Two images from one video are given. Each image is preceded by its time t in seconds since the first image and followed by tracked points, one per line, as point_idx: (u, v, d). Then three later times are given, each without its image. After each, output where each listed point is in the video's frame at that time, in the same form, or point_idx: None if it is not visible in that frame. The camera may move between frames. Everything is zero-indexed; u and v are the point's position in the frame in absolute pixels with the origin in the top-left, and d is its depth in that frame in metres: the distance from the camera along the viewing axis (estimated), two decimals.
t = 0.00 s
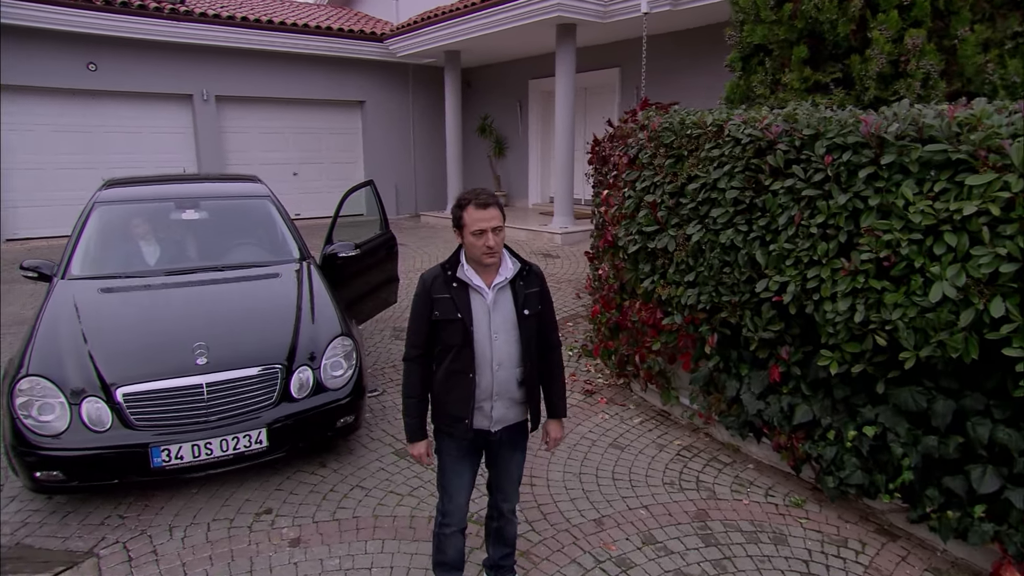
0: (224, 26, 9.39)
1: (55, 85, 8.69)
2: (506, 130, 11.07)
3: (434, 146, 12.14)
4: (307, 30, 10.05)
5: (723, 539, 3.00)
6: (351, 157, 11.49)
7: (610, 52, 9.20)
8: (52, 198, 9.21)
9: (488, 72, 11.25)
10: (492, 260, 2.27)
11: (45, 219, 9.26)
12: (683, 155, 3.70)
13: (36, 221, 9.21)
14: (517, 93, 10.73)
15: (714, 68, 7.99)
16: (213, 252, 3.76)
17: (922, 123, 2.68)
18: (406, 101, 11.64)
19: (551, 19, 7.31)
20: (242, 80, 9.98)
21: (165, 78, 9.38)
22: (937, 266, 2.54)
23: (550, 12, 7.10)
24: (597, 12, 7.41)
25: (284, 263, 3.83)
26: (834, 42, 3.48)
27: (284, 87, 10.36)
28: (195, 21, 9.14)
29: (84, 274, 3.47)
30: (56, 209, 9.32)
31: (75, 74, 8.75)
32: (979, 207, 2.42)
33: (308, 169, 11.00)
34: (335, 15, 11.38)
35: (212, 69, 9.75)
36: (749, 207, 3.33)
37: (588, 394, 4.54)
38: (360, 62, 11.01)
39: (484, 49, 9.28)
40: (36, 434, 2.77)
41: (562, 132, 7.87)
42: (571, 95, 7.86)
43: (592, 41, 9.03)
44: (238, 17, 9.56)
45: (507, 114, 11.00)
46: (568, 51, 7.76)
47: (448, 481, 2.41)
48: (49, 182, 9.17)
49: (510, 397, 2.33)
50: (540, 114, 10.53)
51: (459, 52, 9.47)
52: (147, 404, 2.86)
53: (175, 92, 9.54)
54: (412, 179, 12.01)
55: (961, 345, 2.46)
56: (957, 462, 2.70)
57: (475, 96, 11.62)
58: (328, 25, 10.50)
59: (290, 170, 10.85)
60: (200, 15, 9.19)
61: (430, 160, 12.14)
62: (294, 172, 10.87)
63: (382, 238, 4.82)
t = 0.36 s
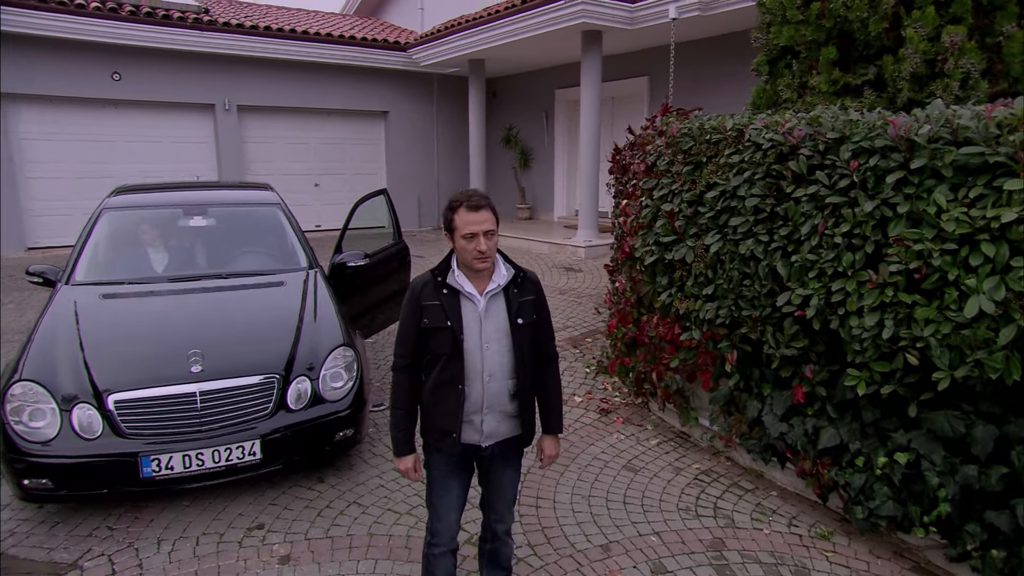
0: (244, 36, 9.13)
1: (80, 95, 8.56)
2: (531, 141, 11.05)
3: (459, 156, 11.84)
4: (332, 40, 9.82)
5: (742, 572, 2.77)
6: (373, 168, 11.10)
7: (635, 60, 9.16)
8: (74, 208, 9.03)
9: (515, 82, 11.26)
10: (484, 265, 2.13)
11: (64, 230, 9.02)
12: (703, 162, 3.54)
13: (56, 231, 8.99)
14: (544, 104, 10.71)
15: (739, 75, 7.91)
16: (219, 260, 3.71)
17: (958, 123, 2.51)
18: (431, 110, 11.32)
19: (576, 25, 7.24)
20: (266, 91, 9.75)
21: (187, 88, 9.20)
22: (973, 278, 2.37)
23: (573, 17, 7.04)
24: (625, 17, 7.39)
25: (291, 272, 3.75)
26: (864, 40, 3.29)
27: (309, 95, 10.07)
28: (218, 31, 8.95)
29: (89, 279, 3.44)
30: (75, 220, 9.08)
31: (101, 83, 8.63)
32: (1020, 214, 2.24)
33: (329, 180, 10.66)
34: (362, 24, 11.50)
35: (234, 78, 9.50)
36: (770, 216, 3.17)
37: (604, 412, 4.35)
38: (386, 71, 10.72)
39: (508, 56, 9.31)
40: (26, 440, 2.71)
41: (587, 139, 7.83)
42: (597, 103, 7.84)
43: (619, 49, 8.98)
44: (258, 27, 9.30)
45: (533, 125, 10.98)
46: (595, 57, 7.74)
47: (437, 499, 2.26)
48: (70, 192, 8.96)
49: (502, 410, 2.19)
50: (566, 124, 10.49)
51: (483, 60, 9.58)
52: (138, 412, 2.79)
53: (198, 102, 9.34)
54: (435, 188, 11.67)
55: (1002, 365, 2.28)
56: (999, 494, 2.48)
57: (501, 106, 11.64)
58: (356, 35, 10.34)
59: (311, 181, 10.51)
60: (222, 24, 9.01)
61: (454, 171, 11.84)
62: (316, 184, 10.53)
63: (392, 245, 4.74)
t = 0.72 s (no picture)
0: (268, 45, 9.05)
1: (104, 104, 8.54)
2: (559, 151, 10.98)
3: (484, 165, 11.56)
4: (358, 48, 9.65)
5: None
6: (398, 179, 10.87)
7: (664, 67, 9.07)
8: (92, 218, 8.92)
9: (543, 92, 11.20)
10: (480, 271, 2.00)
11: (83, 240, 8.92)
12: (728, 169, 3.37)
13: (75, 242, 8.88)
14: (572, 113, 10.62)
15: (770, 78, 7.78)
16: (228, 268, 3.67)
17: (1001, 122, 2.35)
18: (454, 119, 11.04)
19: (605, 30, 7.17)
20: (289, 101, 9.63)
21: (210, 97, 9.11)
22: (1018, 290, 2.19)
23: (602, 19, 6.99)
24: (655, 19, 7.25)
25: (300, 282, 3.68)
26: (901, 40, 3.12)
27: (331, 107, 9.94)
28: (243, 39, 8.89)
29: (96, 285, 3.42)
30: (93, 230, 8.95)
31: (123, 91, 8.59)
32: None
33: (353, 192, 10.49)
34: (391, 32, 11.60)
35: (258, 86, 9.41)
36: (798, 224, 2.98)
37: (623, 432, 4.15)
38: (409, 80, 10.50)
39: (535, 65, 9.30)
40: (20, 447, 2.66)
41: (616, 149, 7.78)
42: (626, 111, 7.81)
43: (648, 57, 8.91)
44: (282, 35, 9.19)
45: (561, 135, 10.91)
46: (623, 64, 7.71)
47: (430, 517, 2.12)
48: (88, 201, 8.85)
49: (498, 423, 2.05)
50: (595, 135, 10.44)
51: (509, 68, 9.65)
52: (135, 419, 2.72)
53: (221, 111, 9.24)
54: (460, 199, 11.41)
55: None
56: None
57: (530, 116, 11.60)
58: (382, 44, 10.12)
59: (334, 193, 10.34)
60: (246, 32, 8.92)
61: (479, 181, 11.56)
62: (338, 195, 10.35)
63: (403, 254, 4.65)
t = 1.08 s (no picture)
0: (294, 50, 9.12)
1: (125, 111, 8.62)
2: (592, 158, 10.86)
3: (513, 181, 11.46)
4: (385, 54, 9.70)
5: None
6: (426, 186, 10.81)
7: (699, 71, 8.92)
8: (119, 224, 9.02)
9: (576, 97, 11.11)
10: (481, 270, 1.90)
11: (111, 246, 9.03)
12: (757, 172, 3.21)
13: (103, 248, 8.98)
14: (606, 119, 10.50)
15: (809, 81, 7.59)
16: (241, 273, 3.64)
17: None
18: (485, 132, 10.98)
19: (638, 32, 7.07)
20: (315, 107, 9.63)
21: (237, 105, 9.19)
22: None
23: (633, 23, 6.92)
24: (692, 19, 7.12)
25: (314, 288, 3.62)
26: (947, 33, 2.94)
27: (358, 114, 9.94)
28: (270, 44, 8.98)
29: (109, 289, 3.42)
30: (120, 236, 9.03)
31: (150, 99, 8.69)
32: None
33: (378, 201, 10.42)
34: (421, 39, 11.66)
35: (286, 93, 9.45)
36: (830, 230, 2.81)
37: (647, 450, 3.96)
38: (437, 87, 10.45)
39: (567, 70, 9.26)
40: (24, 450, 2.64)
41: (649, 153, 7.65)
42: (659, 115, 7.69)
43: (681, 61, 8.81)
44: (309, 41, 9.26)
45: (593, 144, 10.81)
46: (657, 67, 7.59)
47: (429, 533, 1.99)
48: (113, 208, 8.92)
49: (498, 431, 1.93)
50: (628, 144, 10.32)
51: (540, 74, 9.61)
52: (138, 424, 2.67)
53: (248, 118, 9.30)
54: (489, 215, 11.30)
55: None
56: None
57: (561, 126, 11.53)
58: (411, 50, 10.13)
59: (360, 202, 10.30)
60: (273, 38, 9.02)
61: (509, 197, 11.45)
62: (365, 204, 10.31)
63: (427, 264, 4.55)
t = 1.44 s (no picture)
0: (320, 55, 9.13)
1: (150, 116, 8.69)
2: (625, 165, 10.73)
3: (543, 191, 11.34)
4: (414, 59, 9.70)
5: None
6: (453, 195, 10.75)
7: (736, 74, 8.74)
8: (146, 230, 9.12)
9: (610, 102, 10.98)
10: (483, 270, 1.79)
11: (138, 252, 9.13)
12: (788, 174, 3.04)
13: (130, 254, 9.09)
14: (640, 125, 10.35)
15: (849, 79, 7.41)
16: (254, 279, 3.60)
17: None
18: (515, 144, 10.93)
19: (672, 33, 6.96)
20: (339, 113, 9.65)
21: (261, 111, 9.23)
22: None
23: (667, 23, 6.82)
24: (728, 22, 7.00)
25: (328, 294, 3.56)
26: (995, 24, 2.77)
27: (384, 121, 9.95)
28: (297, 50, 9.00)
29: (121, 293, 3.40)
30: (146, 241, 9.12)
31: (175, 104, 8.76)
32: None
33: (404, 210, 10.40)
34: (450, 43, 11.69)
35: (311, 99, 9.48)
36: (864, 234, 2.64)
37: (673, 468, 3.77)
38: (464, 93, 10.42)
39: (599, 75, 9.18)
40: (28, 453, 2.60)
41: (682, 157, 7.51)
42: (693, 118, 7.56)
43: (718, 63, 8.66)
44: (336, 47, 9.29)
45: (625, 151, 10.70)
46: (692, 67, 7.45)
47: (429, 547, 1.87)
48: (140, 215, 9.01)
49: (500, 438, 1.81)
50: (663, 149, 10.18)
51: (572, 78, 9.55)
52: (143, 429, 2.62)
53: (271, 124, 9.33)
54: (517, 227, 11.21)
55: None
56: None
57: (592, 134, 11.45)
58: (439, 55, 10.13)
59: (385, 211, 10.30)
60: (301, 44, 9.04)
61: (537, 208, 11.33)
62: (390, 213, 10.30)
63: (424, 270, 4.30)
